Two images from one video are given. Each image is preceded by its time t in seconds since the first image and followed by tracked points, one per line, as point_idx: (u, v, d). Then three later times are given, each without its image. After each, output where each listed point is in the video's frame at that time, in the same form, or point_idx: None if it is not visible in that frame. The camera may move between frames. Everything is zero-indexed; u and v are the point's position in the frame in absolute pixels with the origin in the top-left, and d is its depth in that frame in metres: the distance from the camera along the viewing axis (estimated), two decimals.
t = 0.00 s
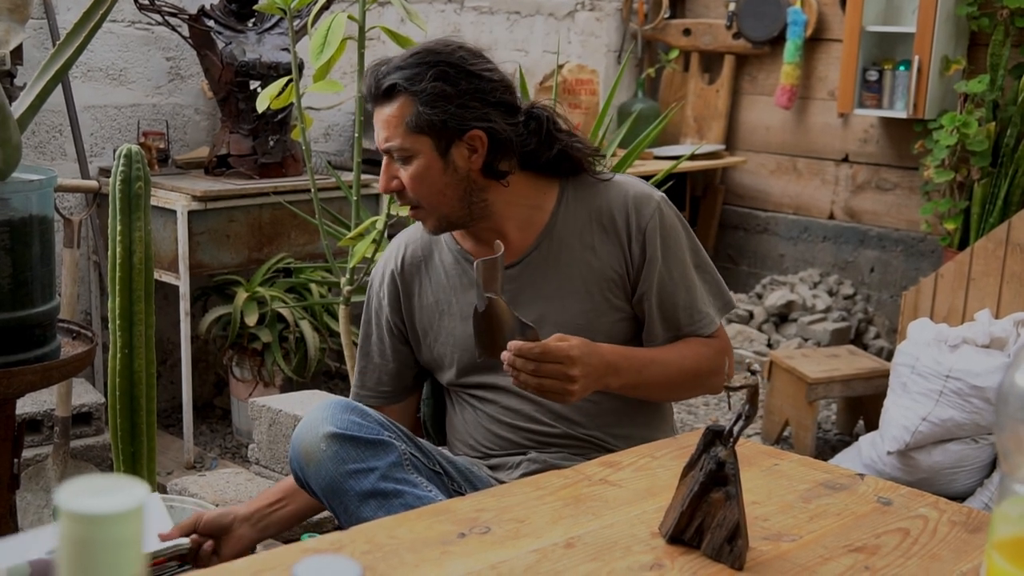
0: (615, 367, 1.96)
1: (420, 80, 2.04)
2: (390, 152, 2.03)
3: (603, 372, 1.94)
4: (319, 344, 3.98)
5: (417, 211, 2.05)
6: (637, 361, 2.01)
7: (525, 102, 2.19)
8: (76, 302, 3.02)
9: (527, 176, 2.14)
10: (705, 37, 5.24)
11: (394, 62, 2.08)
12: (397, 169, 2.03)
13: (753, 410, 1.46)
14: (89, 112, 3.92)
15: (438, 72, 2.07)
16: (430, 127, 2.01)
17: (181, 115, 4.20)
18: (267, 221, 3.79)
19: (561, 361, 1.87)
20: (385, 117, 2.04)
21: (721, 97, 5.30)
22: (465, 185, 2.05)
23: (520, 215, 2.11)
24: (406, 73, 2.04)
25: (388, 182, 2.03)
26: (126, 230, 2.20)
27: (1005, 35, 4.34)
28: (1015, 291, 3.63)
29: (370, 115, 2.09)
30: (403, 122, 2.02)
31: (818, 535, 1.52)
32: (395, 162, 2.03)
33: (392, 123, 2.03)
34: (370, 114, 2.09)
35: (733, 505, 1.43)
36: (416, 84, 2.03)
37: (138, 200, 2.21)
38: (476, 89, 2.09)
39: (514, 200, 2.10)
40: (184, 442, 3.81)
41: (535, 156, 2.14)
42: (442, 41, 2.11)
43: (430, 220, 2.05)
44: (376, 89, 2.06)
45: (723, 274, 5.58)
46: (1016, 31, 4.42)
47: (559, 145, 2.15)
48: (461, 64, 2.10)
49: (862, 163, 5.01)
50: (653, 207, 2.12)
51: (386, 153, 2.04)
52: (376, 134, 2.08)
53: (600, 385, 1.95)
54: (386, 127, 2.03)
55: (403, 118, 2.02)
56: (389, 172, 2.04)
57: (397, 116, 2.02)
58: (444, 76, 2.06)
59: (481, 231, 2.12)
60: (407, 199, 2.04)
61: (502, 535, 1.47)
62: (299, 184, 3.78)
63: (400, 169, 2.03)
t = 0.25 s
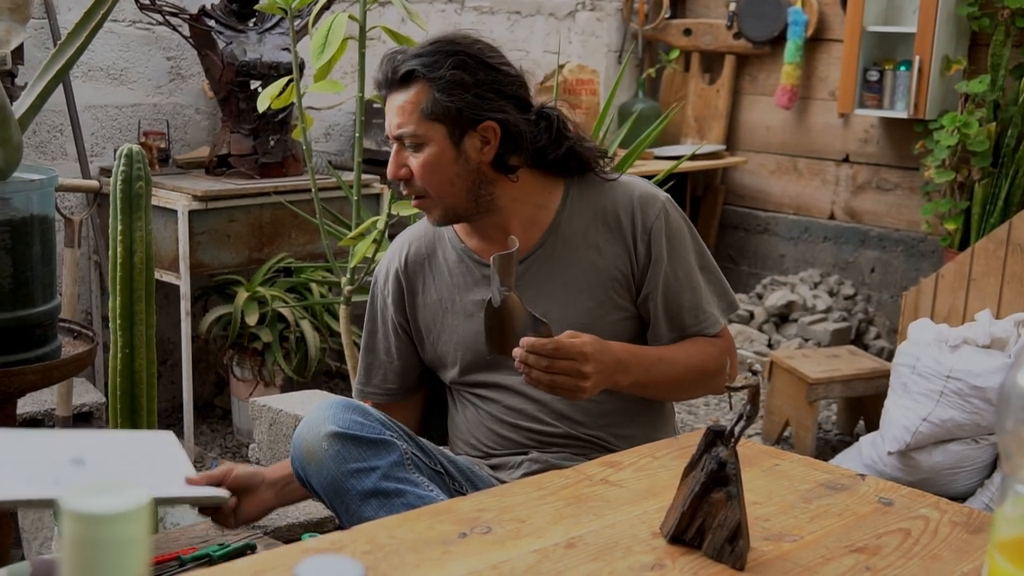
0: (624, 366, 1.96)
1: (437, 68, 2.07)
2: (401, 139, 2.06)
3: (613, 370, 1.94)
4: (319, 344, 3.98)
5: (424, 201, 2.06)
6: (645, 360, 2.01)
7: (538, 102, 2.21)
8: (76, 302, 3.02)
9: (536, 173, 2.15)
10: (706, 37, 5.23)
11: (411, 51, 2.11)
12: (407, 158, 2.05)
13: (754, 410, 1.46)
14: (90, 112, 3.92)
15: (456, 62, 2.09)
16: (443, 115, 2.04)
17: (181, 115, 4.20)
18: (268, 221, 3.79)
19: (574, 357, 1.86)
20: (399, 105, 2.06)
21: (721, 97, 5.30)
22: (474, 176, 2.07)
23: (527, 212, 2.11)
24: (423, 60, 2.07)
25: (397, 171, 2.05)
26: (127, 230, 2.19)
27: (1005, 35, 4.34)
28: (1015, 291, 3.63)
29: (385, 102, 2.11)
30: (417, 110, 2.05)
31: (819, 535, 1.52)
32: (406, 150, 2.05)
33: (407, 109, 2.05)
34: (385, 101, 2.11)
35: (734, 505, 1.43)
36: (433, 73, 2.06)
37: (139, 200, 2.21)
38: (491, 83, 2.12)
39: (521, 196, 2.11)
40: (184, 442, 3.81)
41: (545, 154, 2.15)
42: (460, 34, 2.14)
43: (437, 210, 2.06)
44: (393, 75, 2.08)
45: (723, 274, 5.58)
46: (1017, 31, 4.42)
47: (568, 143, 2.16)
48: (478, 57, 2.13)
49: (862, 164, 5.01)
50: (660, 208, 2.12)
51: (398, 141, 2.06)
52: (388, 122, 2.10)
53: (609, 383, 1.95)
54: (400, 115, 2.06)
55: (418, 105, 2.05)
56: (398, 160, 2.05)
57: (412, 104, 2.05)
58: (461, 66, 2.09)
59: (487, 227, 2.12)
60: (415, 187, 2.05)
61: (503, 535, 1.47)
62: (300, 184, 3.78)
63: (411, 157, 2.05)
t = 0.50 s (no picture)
0: (633, 363, 1.95)
1: (469, 54, 2.10)
2: (425, 121, 2.07)
3: (622, 367, 1.93)
4: (319, 344, 3.98)
5: (440, 186, 2.07)
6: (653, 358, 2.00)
7: (551, 102, 2.25)
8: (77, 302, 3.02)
9: (546, 170, 2.16)
10: (706, 37, 5.23)
11: (437, 37, 2.12)
12: (428, 142, 2.06)
13: (756, 411, 1.46)
14: (91, 112, 3.92)
15: (487, 51, 2.12)
16: (471, 102, 2.07)
17: (182, 115, 4.20)
18: (269, 220, 3.79)
19: (587, 352, 1.84)
20: (425, 87, 2.08)
21: (721, 98, 5.30)
22: (492, 166, 2.08)
23: (534, 209, 2.12)
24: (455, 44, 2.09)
25: (417, 153, 2.05)
26: (128, 230, 2.19)
27: (1006, 36, 4.34)
28: (1016, 292, 3.63)
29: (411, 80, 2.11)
30: (445, 94, 2.07)
31: (820, 536, 1.52)
32: (429, 133, 2.06)
33: (435, 92, 2.07)
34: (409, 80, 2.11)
35: (736, 506, 1.43)
36: (464, 59, 2.09)
37: (140, 200, 2.21)
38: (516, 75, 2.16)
39: (531, 191, 2.12)
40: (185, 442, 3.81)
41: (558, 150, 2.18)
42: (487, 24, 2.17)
43: (452, 196, 2.07)
44: (422, 57, 2.09)
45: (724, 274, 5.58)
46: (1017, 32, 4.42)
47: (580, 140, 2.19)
48: (504, 49, 2.16)
49: (863, 164, 5.01)
50: (663, 209, 2.13)
51: (420, 124, 2.07)
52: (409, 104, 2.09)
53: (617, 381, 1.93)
54: (426, 97, 2.07)
55: (446, 89, 2.07)
56: (418, 143, 2.06)
57: (440, 87, 2.07)
58: (492, 55, 2.13)
59: (494, 221, 2.13)
60: (435, 171, 2.06)
61: (504, 536, 1.47)
62: (300, 184, 3.78)
63: (436, 141, 2.06)
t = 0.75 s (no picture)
0: (655, 362, 1.96)
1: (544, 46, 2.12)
2: (494, 100, 2.06)
3: (646, 364, 1.93)
4: (320, 344, 3.99)
5: (493, 168, 2.05)
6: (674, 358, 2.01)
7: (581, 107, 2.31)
8: (78, 302, 3.02)
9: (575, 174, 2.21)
10: (707, 38, 5.23)
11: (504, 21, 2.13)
12: (492, 122, 2.05)
13: (757, 412, 1.46)
14: (92, 112, 3.92)
15: (553, 45, 2.16)
16: (541, 93, 2.10)
17: (183, 115, 4.20)
18: (270, 221, 3.79)
19: (620, 344, 1.83)
20: (498, 68, 2.07)
21: (722, 99, 5.30)
22: (546, 158, 2.10)
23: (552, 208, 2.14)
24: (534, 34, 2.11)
25: (479, 130, 2.04)
26: (129, 230, 2.19)
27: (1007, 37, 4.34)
28: (1016, 294, 3.63)
29: (473, 57, 2.08)
30: (517, 78, 2.08)
31: (821, 537, 1.52)
32: (495, 115, 2.06)
33: (509, 75, 2.07)
34: (468, 57, 2.09)
35: (737, 507, 1.43)
36: (534, 50, 2.12)
37: (141, 200, 2.21)
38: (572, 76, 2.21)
39: (561, 192, 2.16)
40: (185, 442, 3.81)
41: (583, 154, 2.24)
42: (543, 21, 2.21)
43: (502, 180, 2.06)
44: (495, 38, 2.09)
45: (724, 275, 5.59)
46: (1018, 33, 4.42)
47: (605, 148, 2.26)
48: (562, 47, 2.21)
49: (863, 165, 5.01)
50: (673, 216, 2.14)
51: (486, 103, 2.06)
52: (473, 78, 2.06)
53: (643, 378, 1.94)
54: (499, 77, 2.07)
55: (521, 74, 2.08)
56: (483, 122, 2.05)
57: (514, 72, 2.08)
58: (563, 54, 2.17)
59: (510, 215, 2.13)
60: (491, 151, 2.04)
61: (505, 536, 1.47)
62: (301, 185, 3.78)
63: (500, 122, 2.05)
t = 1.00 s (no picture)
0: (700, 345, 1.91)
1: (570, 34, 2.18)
2: (530, 90, 2.11)
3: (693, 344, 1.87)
4: (319, 343, 3.99)
5: (532, 158, 2.10)
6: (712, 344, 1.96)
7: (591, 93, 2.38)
8: (77, 301, 3.02)
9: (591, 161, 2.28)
10: (706, 37, 5.23)
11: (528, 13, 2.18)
12: (530, 112, 2.10)
13: (756, 411, 1.46)
14: (91, 111, 3.92)
15: (573, 35, 2.22)
16: (570, 82, 2.16)
17: (182, 115, 4.20)
18: (269, 220, 3.80)
19: (683, 314, 1.75)
20: (531, 57, 2.12)
21: (721, 98, 5.30)
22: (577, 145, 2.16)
23: (569, 205, 2.12)
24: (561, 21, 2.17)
25: (520, 121, 2.09)
26: (128, 230, 2.19)
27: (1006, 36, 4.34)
28: (1015, 292, 3.63)
29: (500, 50, 2.14)
30: (549, 67, 2.13)
31: (820, 536, 1.52)
32: (533, 104, 2.11)
33: (542, 64, 2.12)
34: (498, 49, 2.14)
35: (736, 505, 1.43)
36: (561, 39, 2.17)
37: (140, 199, 2.21)
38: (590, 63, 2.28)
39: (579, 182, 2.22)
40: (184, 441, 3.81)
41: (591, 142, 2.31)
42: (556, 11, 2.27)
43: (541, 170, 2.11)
44: (523, 29, 2.15)
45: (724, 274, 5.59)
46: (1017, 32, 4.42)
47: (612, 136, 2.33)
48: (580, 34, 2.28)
49: (863, 164, 5.01)
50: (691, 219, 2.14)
51: (522, 92, 2.11)
52: (505, 70, 2.11)
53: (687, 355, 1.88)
54: (532, 66, 2.12)
55: (553, 63, 2.13)
56: (522, 112, 2.10)
57: (546, 59, 2.13)
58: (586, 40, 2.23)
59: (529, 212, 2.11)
60: (530, 140, 2.10)
61: (504, 535, 1.47)
62: (300, 184, 3.78)
63: (536, 110, 2.11)
